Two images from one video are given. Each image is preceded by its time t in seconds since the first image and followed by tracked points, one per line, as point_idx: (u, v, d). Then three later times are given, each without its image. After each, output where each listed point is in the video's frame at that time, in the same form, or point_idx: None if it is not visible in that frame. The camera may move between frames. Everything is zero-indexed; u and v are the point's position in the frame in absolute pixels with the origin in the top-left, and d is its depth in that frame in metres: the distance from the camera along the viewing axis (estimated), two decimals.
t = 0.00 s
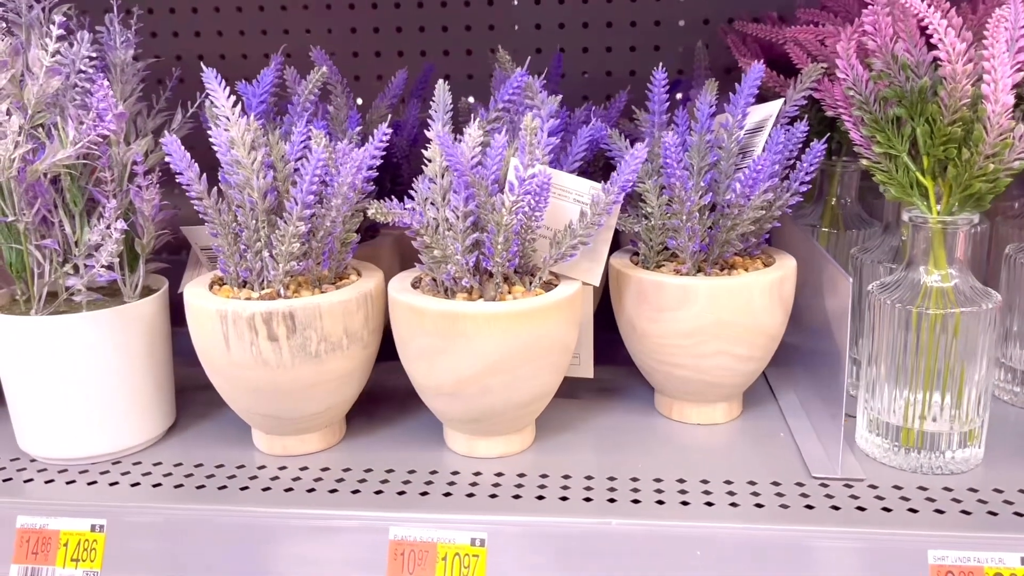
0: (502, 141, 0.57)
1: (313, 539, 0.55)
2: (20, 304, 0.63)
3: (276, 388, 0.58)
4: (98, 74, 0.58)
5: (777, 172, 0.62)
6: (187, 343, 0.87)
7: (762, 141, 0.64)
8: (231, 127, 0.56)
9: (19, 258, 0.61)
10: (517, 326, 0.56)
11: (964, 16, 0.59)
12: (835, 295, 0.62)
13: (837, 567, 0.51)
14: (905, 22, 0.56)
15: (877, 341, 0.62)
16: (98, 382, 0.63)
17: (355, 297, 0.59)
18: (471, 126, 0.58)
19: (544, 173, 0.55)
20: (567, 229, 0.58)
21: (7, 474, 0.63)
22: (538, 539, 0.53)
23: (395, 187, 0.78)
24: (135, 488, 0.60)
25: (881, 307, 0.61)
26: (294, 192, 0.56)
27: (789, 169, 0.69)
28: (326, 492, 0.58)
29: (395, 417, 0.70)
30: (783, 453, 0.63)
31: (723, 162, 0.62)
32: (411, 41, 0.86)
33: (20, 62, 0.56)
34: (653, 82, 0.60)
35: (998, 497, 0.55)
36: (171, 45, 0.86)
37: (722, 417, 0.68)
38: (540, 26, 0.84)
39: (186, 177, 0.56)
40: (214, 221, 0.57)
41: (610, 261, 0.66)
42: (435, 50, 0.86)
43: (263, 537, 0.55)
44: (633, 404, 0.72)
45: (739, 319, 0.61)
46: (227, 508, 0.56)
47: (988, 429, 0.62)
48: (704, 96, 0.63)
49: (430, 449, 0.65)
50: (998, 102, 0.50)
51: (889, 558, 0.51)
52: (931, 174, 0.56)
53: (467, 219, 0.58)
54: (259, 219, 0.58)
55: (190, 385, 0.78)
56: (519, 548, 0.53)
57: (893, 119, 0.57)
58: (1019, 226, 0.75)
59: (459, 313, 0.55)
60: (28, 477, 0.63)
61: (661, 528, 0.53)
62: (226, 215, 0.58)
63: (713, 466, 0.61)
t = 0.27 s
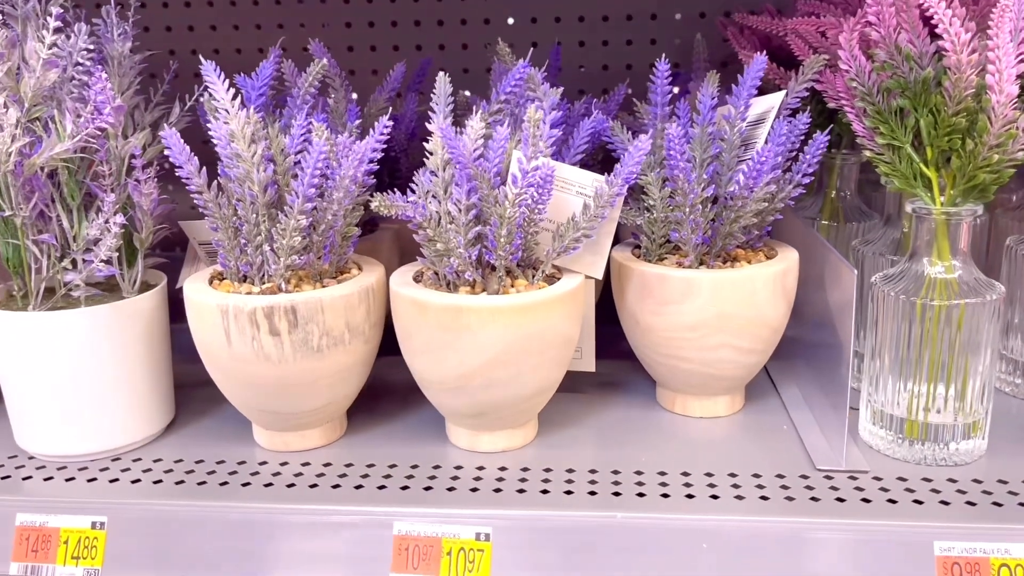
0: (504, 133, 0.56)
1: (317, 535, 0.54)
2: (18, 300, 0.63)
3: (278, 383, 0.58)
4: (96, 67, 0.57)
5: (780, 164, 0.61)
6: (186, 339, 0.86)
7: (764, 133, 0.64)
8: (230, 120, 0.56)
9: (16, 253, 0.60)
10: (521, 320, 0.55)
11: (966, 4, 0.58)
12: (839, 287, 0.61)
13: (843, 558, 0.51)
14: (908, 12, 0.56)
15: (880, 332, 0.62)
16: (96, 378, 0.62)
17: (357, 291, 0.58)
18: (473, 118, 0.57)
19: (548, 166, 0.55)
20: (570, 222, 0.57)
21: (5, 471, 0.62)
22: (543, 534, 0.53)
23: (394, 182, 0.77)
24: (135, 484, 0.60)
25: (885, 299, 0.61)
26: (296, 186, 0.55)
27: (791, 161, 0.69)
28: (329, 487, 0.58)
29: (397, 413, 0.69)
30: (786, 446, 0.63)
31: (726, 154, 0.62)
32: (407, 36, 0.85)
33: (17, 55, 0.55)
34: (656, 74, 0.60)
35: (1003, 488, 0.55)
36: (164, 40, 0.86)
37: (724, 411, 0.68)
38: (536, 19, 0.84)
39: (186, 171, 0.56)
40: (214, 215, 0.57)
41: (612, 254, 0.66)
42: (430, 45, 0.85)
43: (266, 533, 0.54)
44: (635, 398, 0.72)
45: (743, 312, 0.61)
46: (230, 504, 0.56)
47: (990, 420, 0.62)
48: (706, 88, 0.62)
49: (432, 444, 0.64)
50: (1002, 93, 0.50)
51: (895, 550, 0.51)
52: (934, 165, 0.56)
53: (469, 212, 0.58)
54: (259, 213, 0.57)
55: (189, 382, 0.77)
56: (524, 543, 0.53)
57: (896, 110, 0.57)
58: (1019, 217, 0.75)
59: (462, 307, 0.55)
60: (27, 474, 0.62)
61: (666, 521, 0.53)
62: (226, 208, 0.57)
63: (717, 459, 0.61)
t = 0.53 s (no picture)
0: (517, 132, 0.56)
1: (331, 537, 0.54)
2: (24, 301, 0.62)
3: (290, 383, 0.57)
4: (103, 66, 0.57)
5: (791, 162, 0.61)
6: (190, 340, 0.86)
7: (775, 130, 0.63)
8: (241, 119, 0.55)
9: (23, 254, 0.59)
10: (535, 319, 0.55)
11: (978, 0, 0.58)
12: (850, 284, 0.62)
13: (860, 556, 0.51)
14: (921, 9, 0.55)
15: (892, 330, 0.62)
16: (105, 380, 0.62)
17: (369, 291, 0.58)
18: (486, 116, 0.57)
19: (562, 165, 0.54)
20: (583, 221, 0.57)
21: (13, 474, 0.61)
22: (559, 534, 0.53)
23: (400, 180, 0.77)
24: (146, 487, 0.59)
25: (898, 297, 0.61)
26: (307, 185, 0.55)
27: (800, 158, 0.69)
28: (342, 488, 0.58)
29: (406, 413, 0.69)
30: (798, 444, 0.63)
31: (737, 152, 0.62)
32: (406, 34, 0.85)
33: (24, 54, 0.55)
34: (669, 71, 0.59)
35: (1016, 485, 0.55)
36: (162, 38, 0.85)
37: (735, 409, 0.68)
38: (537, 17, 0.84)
39: (196, 170, 0.55)
40: (224, 215, 0.56)
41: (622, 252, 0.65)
42: (430, 42, 0.85)
43: (280, 535, 0.54)
44: (645, 397, 0.72)
45: (755, 310, 0.61)
46: (242, 506, 0.56)
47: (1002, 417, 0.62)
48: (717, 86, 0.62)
49: (444, 444, 0.64)
50: (1016, 90, 0.50)
51: (912, 547, 0.51)
52: (946, 163, 0.56)
53: (482, 211, 0.57)
54: (270, 212, 0.57)
55: (195, 383, 0.77)
56: (539, 543, 0.53)
57: (909, 108, 0.57)
58: None
59: (476, 307, 0.54)
60: (35, 477, 0.61)
61: (683, 521, 0.53)
62: (236, 208, 0.57)
63: (730, 458, 0.61)
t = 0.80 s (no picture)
0: (540, 128, 0.56)
1: (358, 533, 0.54)
2: (43, 298, 0.62)
3: (313, 380, 0.57)
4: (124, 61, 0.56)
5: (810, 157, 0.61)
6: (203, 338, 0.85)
7: (794, 126, 0.63)
8: (263, 115, 0.55)
9: (41, 251, 0.59)
10: (560, 315, 0.55)
11: None
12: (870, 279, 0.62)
13: (885, 548, 0.51)
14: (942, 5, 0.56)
15: (912, 324, 0.63)
16: (124, 378, 0.61)
17: (391, 287, 0.58)
18: (508, 112, 0.57)
19: (586, 160, 0.54)
20: (605, 217, 0.57)
21: (32, 473, 0.61)
22: (585, 529, 0.53)
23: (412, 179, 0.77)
24: (168, 484, 0.59)
25: (919, 291, 0.62)
26: (331, 181, 0.55)
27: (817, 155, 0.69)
28: (366, 485, 0.58)
29: (425, 409, 0.69)
30: (818, 438, 0.63)
31: (755, 147, 0.62)
32: (410, 31, 0.84)
33: (44, 50, 0.55)
34: (689, 67, 0.60)
35: None
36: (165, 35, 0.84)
37: (752, 404, 0.68)
38: (541, 14, 0.83)
39: (219, 167, 0.55)
40: (247, 211, 0.56)
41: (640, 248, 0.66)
42: (435, 39, 0.84)
43: (306, 532, 0.54)
44: (662, 392, 0.72)
45: (775, 305, 0.61)
46: (267, 503, 0.56)
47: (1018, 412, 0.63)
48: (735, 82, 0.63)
49: (465, 440, 0.64)
50: None
51: (937, 539, 0.51)
52: (966, 158, 0.57)
53: (504, 207, 0.58)
54: (292, 209, 0.57)
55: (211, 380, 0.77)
56: (566, 538, 0.53)
57: (928, 103, 0.57)
58: None
59: (501, 302, 0.55)
60: (55, 475, 0.61)
61: (709, 515, 0.53)
62: (259, 205, 0.57)
63: (750, 452, 0.61)
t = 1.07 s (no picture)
0: (586, 127, 0.57)
1: (411, 529, 0.54)
2: (88, 298, 0.62)
3: (362, 378, 0.58)
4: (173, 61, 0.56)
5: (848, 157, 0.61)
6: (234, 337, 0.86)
7: (831, 125, 0.63)
8: (312, 115, 0.56)
9: (87, 250, 0.59)
10: (608, 312, 0.56)
11: None
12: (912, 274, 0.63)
13: (934, 542, 0.52)
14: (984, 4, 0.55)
15: (951, 322, 0.64)
16: (170, 378, 0.62)
17: (438, 285, 0.58)
18: (555, 111, 0.57)
19: (635, 159, 0.55)
20: (650, 215, 0.58)
21: (79, 472, 0.61)
22: (636, 524, 0.53)
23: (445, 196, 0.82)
24: (216, 482, 0.59)
25: (957, 289, 0.63)
26: (381, 180, 0.55)
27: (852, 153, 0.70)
28: (414, 481, 0.58)
29: (464, 407, 0.69)
30: (857, 434, 0.64)
31: (793, 146, 0.63)
32: (427, 31, 0.84)
33: (95, 50, 0.55)
34: (731, 66, 0.60)
35: None
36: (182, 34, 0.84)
37: (789, 399, 0.69)
38: (558, 13, 0.83)
39: (269, 167, 0.55)
40: (296, 210, 0.57)
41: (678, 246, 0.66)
42: (452, 38, 0.84)
43: (359, 528, 0.55)
44: (697, 388, 0.73)
45: (815, 301, 0.62)
46: (319, 500, 0.56)
47: None
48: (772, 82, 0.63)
49: (508, 437, 0.65)
50: None
51: (985, 533, 0.52)
52: (1006, 156, 0.58)
53: (550, 206, 0.58)
54: (340, 208, 0.57)
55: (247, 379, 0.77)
56: (618, 533, 0.54)
57: (968, 101, 0.58)
58: None
59: (550, 300, 0.55)
60: (103, 474, 0.61)
61: (758, 510, 0.53)
62: (307, 204, 0.57)
63: (792, 448, 0.62)
